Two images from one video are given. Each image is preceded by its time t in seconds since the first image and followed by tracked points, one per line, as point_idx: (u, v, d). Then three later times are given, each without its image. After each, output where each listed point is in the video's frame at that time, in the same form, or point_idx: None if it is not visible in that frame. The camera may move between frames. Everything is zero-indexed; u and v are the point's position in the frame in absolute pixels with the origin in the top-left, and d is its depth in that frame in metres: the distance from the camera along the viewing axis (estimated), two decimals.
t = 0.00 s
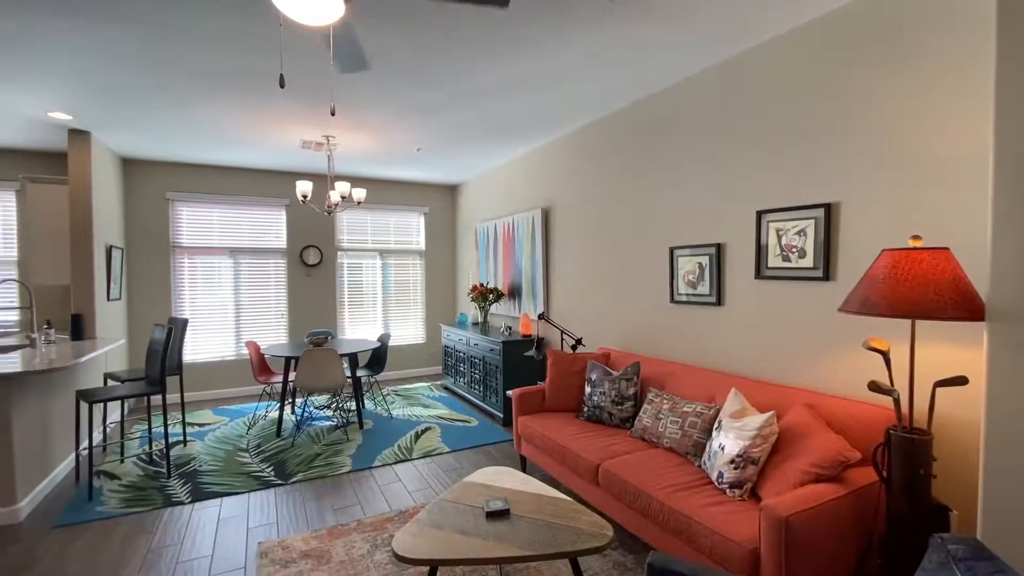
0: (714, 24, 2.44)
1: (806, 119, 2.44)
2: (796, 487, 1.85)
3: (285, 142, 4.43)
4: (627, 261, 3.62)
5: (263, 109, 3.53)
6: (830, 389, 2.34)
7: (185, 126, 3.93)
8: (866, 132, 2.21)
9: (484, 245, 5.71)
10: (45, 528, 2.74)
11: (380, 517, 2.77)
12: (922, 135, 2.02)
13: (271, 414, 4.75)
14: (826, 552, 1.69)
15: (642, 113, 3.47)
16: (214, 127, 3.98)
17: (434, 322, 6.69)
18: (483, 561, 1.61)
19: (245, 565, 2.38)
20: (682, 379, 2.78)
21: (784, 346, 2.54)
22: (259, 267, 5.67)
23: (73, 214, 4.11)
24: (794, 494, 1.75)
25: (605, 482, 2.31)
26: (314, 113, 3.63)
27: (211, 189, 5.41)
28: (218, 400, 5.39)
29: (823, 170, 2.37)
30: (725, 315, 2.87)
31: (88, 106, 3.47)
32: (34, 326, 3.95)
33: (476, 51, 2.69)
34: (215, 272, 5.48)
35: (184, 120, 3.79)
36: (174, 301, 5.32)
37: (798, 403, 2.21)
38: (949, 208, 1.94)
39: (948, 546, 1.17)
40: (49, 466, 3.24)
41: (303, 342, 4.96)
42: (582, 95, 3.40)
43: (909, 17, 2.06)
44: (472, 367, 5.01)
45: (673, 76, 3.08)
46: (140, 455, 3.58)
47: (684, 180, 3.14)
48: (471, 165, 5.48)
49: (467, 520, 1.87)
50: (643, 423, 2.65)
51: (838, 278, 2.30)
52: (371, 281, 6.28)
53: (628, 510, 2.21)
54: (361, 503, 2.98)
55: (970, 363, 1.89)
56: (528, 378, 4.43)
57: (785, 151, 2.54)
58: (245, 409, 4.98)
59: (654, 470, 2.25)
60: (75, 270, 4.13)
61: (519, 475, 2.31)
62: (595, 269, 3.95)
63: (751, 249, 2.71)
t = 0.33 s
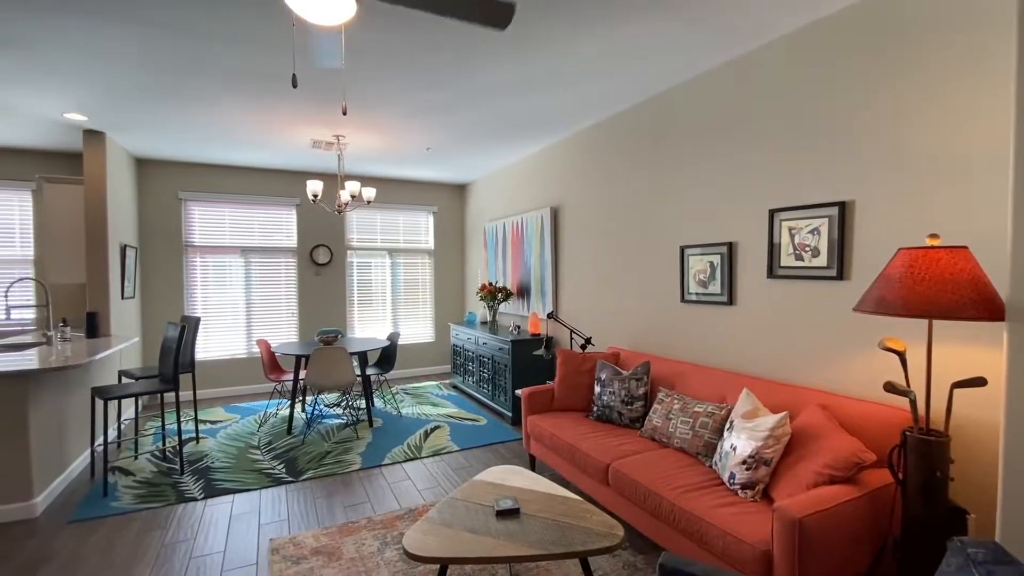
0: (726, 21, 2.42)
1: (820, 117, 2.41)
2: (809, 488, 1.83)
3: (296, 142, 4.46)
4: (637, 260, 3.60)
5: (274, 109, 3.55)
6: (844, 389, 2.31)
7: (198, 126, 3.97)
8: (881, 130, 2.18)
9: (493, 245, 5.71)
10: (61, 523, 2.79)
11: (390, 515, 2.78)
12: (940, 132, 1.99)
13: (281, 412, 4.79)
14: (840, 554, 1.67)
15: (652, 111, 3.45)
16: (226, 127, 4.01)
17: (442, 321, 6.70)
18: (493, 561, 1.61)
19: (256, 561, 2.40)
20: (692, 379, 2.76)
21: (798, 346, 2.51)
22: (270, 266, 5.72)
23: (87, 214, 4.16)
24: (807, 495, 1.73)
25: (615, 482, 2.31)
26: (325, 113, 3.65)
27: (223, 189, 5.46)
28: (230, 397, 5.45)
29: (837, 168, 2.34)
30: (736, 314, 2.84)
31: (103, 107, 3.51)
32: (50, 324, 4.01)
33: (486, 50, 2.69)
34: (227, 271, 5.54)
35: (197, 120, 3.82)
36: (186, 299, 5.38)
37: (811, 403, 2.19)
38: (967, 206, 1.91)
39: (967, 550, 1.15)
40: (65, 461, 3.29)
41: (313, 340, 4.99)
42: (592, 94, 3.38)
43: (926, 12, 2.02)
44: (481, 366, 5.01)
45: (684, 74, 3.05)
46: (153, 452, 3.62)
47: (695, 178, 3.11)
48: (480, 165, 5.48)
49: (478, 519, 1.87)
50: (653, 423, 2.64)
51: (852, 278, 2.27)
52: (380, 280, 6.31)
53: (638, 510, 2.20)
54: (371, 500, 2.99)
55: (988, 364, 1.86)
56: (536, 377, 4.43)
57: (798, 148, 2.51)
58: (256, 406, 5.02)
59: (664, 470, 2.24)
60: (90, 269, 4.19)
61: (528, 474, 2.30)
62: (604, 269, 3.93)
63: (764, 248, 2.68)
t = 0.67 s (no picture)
0: (740, 18, 2.39)
1: (836, 114, 2.37)
2: (825, 490, 1.81)
3: (309, 142, 4.50)
4: (649, 259, 3.57)
5: (288, 109, 3.58)
6: (861, 390, 2.27)
7: (212, 126, 4.02)
8: (900, 126, 2.13)
9: (503, 243, 5.71)
10: (80, 517, 2.84)
11: (401, 512, 2.79)
12: (962, 128, 1.94)
13: (294, 409, 4.83)
14: (857, 557, 1.65)
15: (664, 109, 3.42)
16: (240, 127, 4.05)
17: (453, 319, 6.72)
18: (505, 559, 1.61)
19: (270, 557, 2.42)
20: (705, 379, 2.73)
21: (813, 346, 2.47)
22: (283, 265, 5.77)
23: (105, 213, 4.23)
24: (823, 497, 1.71)
25: (627, 482, 2.29)
26: (339, 113, 3.67)
27: (236, 189, 5.52)
28: (243, 394, 5.51)
29: (855, 165, 2.30)
30: (750, 314, 2.81)
31: (120, 108, 3.57)
32: (69, 322, 4.08)
33: (497, 49, 2.69)
34: (240, 270, 5.60)
35: (212, 120, 3.86)
36: (200, 298, 5.45)
37: (826, 404, 2.16)
38: (989, 204, 1.87)
39: (991, 555, 1.14)
40: (83, 457, 3.35)
41: (325, 339, 5.02)
42: (603, 92, 3.37)
43: (946, 6, 1.98)
44: (491, 365, 5.01)
45: (696, 71, 3.02)
46: (169, 448, 3.68)
47: (708, 177, 3.08)
48: (491, 163, 5.48)
49: (489, 517, 1.87)
50: (665, 423, 2.62)
51: (869, 277, 2.23)
52: (391, 279, 6.34)
53: (651, 510, 2.18)
54: (382, 498, 3.01)
55: (1012, 365, 1.82)
56: (547, 377, 4.42)
57: (814, 145, 2.47)
58: (269, 404, 5.08)
59: (677, 470, 2.22)
60: (107, 267, 4.26)
61: (540, 473, 2.30)
62: (616, 268, 3.91)
63: (779, 247, 2.65)
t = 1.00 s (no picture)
0: (755, 15, 2.36)
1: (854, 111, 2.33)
2: (844, 493, 1.78)
3: (324, 142, 4.53)
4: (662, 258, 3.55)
5: (303, 109, 3.62)
6: (882, 392, 2.23)
7: (229, 127, 4.07)
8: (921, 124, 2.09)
9: (515, 243, 5.70)
10: (100, 511, 2.89)
11: (414, 510, 2.81)
12: (985, 125, 1.89)
13: (308, 407, 4.88)
14: (878, 562, 1.62)
15: (678, 107, 3.39)
16: (256, 128, 4.09)
17: (465, 319, 6.73)
18: (518, 558, 1.61)
19: (286, 553, 2.44)
20: (720, 379, 2.71)
21: (831, 347, 2.43)
22: (297, 264, 5.83)
23: (124, 214, 4.31)
24: (841, 500, 1.68)
25: (641, 483, 2.28)
26: (354, 113, 3.70)
27: (251, 189, 5.58)
28: (259, 391, 5.58)
29: (874, 163, 2.25)
30: (766, 314, 2.78)
31: (140, 110, 3.64)
32: (89, 319, 4.16)
33: (509, 49, 2.68)
34: (255, 269, 5.66)
35: (229, 121, 3.91)
36: (216, 296, 5.52)
37: (845, 406, 2.13)
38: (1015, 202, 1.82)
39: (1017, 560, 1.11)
40: (103, 452, 3.42)
41: (339, 337, 5.06)
42: (616, 90, 3.35)
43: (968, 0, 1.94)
44: (503, 364, 5.01)
45: (711, 69, 2.99)
46: (186, 444, 3.73)
47: (722, 175, 3.05)
48: (503, 163, 5.48)
49: (503, 516, 1.88)
50: (679, 423, 2.60)
51: (890, 277, 2.19)
52: (403, 278, 6.37)
53: (664, 511, 2.17)
54: (395, 495, 3.02)
55: None
56: (559, 376, 4.41)
57: (831, 143, 2.43)
58: (284, 401, 5.13)
59: (691, 471, 2.21)
60: (127, 266, 4.33)
61: (553, 473, 2.29)
62: (629, 267, 3.89)
63: (796, 246, 2.61)
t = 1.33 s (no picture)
0: (773, 11, 2.32)
1: (876, 107, 2.29)
2: (866, 498, 1.75)
3: (340, 142, 4.57)
4: (678, 258, 3.51)
5: (320, 110, 3.65)
6: (905, 394, 2.18)
7: (247, 128, 4.12)
8: (946, 120, 2.04)
9: (529, 242, 5.70)
10: (122, 505, 2.96)
11: (429, 508, 2.82)
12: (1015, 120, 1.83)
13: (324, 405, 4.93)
14: (901, 567, 1.59)
15: (695, 105, 3.35)
16: (273, 129, 4.14)
17: (478, 318, 6.75)
18: (534, 558, 1.61)
19: (302, 549, 2.47)
20: (738, 380, 2.67)
21: (852, 348, 2.39)
22: (313, 263, 5.89)
23: (145, 214, 4.40)
24: (863, 505, 1.65)
25: (657, 484, 2.26)
26: (371, 113, 3.72)
27: (268, 189, 5.65)
28: (275, 389, 5.66)
29: (898, 161, 2.20)
30: (785, 314, 2.74)
31: (161, 111, 3.70)
32: (112, 317, 4.26)
33: (524, 48, 2.68)
34: (272, 268, 5.73)
35: (248, 122, 3.96)
36: (234, 295, 5.60)
37: (866, 409, 2.08)
38: None
39: None
40: (125, 447, 3.49)
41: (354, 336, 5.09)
42: (631, 89, 3.32)
43: None
44: (516, 364, 5.01)
45: (728, 65, 2.95)
46: (205, 440, 3.80)
47: (740, 174, 3.01)
48: (517, 162, 5.47)
49: (518, 516, 1.88)
50: (696, 424, 2.58)
51: (913, 277, 2.14)
52: (417, 277, 6.41)
53: (681, 513, 2.15)
54: (410, 493, 3.04)
55: None
56: (573, 376, 4.40)
57: (853, 140, 2.38)
58: (300, 399, 5.20)
59: (708, 473, 2.18)
60: (147, 265, 4.42)
61: (568, 473, 2.28)
62: (644, 266, 3.86)
63: (816, 245, 2.56)
